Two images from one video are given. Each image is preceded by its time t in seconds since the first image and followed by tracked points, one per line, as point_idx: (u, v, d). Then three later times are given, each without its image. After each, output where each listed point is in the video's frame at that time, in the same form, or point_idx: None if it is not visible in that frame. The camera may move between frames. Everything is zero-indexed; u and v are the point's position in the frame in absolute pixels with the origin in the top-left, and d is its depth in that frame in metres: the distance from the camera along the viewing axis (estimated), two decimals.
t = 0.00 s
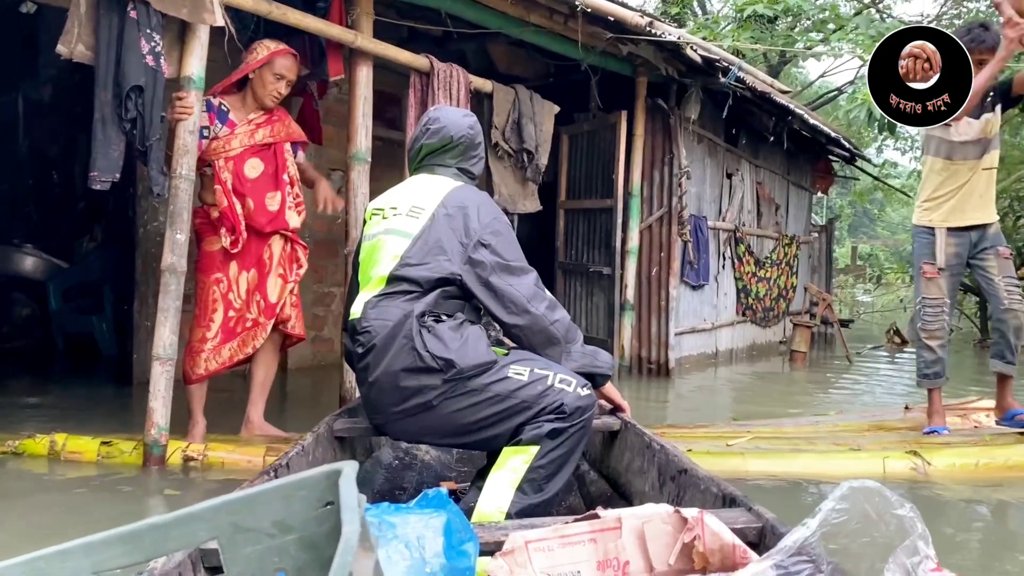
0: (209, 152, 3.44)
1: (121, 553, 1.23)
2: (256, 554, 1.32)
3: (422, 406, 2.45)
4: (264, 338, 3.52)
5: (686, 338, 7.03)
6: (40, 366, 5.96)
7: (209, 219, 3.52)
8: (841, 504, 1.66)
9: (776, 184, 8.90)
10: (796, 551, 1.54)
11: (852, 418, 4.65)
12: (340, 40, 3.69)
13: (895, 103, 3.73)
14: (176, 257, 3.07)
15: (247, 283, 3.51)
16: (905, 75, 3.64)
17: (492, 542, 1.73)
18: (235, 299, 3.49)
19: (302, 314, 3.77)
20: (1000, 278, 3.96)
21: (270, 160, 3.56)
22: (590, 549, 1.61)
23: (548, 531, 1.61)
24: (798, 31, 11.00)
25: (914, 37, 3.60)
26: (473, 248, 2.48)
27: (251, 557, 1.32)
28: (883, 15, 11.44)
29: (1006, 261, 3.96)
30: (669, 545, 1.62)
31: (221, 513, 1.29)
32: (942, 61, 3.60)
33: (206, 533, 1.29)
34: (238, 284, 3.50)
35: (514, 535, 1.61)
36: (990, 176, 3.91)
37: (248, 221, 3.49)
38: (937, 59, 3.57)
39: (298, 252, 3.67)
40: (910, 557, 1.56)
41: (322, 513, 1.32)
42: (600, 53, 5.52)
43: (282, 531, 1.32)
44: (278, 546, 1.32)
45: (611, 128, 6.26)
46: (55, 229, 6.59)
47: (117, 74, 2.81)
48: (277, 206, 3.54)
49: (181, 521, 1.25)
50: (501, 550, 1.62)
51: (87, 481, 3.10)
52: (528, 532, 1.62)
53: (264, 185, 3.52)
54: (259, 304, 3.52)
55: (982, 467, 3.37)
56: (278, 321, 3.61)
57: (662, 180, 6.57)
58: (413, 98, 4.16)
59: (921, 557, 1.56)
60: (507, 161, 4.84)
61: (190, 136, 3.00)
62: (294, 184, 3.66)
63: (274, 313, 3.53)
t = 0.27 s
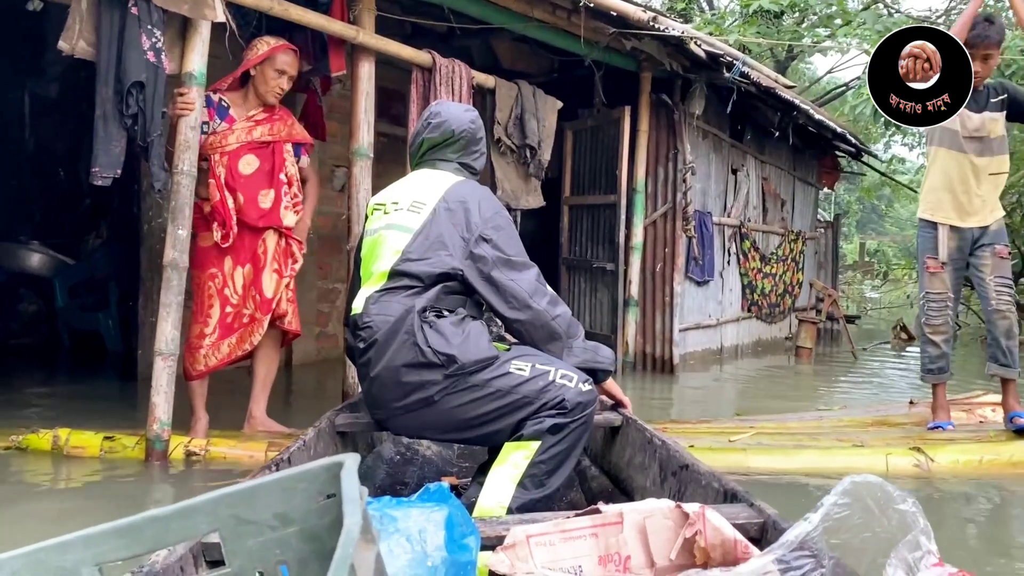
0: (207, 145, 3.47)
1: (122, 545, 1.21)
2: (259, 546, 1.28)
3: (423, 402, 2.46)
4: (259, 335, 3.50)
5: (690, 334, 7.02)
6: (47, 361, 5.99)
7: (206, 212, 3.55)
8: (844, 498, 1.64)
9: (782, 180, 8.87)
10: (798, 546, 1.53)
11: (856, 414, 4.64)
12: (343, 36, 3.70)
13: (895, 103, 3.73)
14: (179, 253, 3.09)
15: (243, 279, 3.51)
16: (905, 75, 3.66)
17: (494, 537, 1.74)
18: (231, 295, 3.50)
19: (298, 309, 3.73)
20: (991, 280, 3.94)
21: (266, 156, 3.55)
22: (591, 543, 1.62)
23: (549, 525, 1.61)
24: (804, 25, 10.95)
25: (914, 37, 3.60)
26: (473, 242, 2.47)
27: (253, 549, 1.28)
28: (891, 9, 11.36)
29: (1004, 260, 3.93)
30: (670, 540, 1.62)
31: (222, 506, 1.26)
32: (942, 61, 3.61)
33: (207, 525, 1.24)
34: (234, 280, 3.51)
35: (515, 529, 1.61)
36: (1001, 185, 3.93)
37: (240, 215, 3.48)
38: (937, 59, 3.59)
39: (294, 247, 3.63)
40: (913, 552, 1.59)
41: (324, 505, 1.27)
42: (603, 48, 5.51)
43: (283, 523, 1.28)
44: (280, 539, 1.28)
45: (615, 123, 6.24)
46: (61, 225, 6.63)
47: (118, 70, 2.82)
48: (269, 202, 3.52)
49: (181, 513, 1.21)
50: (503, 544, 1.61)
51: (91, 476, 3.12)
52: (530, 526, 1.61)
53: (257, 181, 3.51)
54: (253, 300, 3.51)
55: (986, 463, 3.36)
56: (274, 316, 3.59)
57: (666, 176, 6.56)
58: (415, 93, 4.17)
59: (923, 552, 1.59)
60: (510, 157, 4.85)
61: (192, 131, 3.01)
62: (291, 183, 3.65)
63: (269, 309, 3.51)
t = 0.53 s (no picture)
0: (205, 143, 3.49)
1: (122, 547, 1.20)
2: (257, 546, 1.29)
3: (424, 402, 2.47)
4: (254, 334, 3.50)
5: (696, 332, 7.01)
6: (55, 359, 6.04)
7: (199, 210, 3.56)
8: (841, 496, 1.63)
9: (788, 177, 8.84)
10: (796, 544, 1.53)
11: (860, 412, 4.63)
12: (346, 35, 3.71)
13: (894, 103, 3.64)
14: (181, 252, 3.12)
15: (236, 278, 3.52)
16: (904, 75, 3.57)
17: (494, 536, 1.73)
18: (224, 294, 3.51)
19: (293, 308, 3.75)
20: (1000, 279, 3.92)
21: (263, 156, 3.56)
22: (591, 543, 1.63)
23: (549, 525, 1.63)
24: (812, 21, 10.89)
25: (914, 37, 3.53)
26: (474, 241, 2.48)
27: (252, 550, 1.29)
28: (899, 4, 11.29)
29: (1013, 259, 3.90)
30: (670, 538, 1.62)
31: (220, 508, 1.26)
32: (942, 60, 3.55)
33: (205, 527, 1.25)
34: (227, 279, 3.52)
35: (515, 529, 1.63)
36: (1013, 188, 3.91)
37: (231, 214, 3.51)
38: (937, 59, 3.52)
39: (286, 246, 3.66)
40: (910, 550, 1.58)
41: (320, 506, 1.27)
42: (608, 46, 5.51)
43: (280, 524, 1.29)
44: (278, 539, 1.29)
45: (619, 121, 6.24)
46: (68, 224, 6.68)
47: (121, 69, 2.84)
48: (263, 201, 3.53)
49: (177, 515, 1.22)
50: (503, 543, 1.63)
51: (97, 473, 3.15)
52: (529, 526, 1.63)
53: (252, 179, 3.53)
54: (248, 299, 3.52)
55: (989, 463, 3.35)
56: (268, 314, 3.61)
57: (670, 174, 6.55)
58: (418, 92, 4.19)
59: (922, 550, 1.58)
60: (513, 155, 4.86)
61: (194, 130, 3.02)
62: (288, 182, 3.66)
63: (263, 308, 3.52)
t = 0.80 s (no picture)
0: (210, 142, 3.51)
1: (134, 543, 1.21)
2: (267, 543, 1.28)
3: (430, 400, 2.47)
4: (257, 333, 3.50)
5: (703, 331, 7.00)
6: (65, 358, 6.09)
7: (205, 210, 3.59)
8: (849, 496, 1.64)
9: (796, 175, 8.82)
10: (803, 543, 1.54)
11: (868, 411, 4.61)
12: (352, 35, 3.72)
13: (897, 103, 3.90)
14: (188, 251, 3.15)
15: (239, 277, 3.54)
16: (905, 75, 3.85)
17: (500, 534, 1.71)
18: (227, 294, 3.53)
19: (297, 308, 3.77)
20: (1012, 280, 3.86)
21: (267, 156, 3.58)
22: (597, 540, 1.63)
23: (555, 523, 1.63)
24: (820, 19, 10.86)
25: (915, 38, 3.78)
26: (475, 240, 2.47)
27: (262, 546, 1.28)
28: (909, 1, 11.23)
29: None
30: (675, 537, 1.63)
31: (232, 504, 1.26)
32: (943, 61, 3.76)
33: (217, 523, 1.25)
34: (230, 279, 3.54)
35: (521, 527, 1.62)
36: None
37: (235, 214, 3.53)
38: (937, 59, 3.75)
39: (290, 246, 3.66)
40: (917, 549, 1.57)
41: (331, 504, 1.26)
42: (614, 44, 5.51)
43: (291, 521, 1.28)
44: (289, 536, 1.28)
45: (626, 120, 6.23)
46: (78, 224, 6.73)
47: (128, 70, 2.85)
48: (267, 202, 3.55)
49: (190, 511, 1.22)
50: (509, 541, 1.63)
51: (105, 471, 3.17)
52: (536, 523, 1.63)
53: (256, 179, 3.55)
54: (252, 299, 3.53)
55: (997, 463, 3.33)
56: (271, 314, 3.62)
57: (677, 172, 6.54)
58: (424, 91, 4.20)
59: (928, 548, 1.57)
60: (519, 154, 4.86)
61: (201, 130, 3.04)
62: (292, 182, 3.67)
63: (268, 308, 3.54)
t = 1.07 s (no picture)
0: (220, 144, 3.54)
1: (141, 544, 1.19)
2: (277, 544, 1.25)
3: (434, 396, 2.47)
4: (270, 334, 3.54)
5: (712, 330, 6.99)
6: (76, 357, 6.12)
7: (216, 211, 3.63)
8: (854, 497, 1.64)
9: (805, 174, 8.79)
10: (809, 545, 1.53)
11: (876, 411, 4.60)
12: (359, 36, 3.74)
13: (896, 103, 4.91)
14: (196, 252, 3.17)
15: (250, 279, 3.56)
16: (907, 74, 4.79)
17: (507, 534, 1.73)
18: (238, 295, 3.55)
19: (308, 308, 3.78)
20: None
21: (278, 156, 3.60)
22: (602, 542, 1.63)
23: (561, 523, 1.62)
24: (830, 18, 10.82)
25: (914, 43, 4.69)
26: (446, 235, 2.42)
27: (271, 548, 1.25)
28: None
29: None
30: (681, 537, 1.62)
31: (240, 505, 1.22)
32: (936, 64, 4.67)
33: (225, 524, 1.21)
34: (241, 280, 3.56)
35: (527, 527, 1.62)
36: None
37: (247, 215, 3.55)
38: (932, 60, 4.65)
39: (301, 248, 3.69)
40: (921, 551, 1.54)
41: (340, 505, 1.23)
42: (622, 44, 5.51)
43: (300, 522, 1.24)
44: (298, 537, 1.24)
45: (634, 119, 6.23)
46: (89, 224, 6.78)
47: (135, 72, 2.89)
48: (277, 203, 3.57)
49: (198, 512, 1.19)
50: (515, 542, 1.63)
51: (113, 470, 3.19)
52: (541, 524, 1.63)
53: (267, 180, 3.57)
54: (263, 300, 3.56)
55: (1006, 465, 3.31)
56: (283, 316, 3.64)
57: (685, 172, 6.54)
58: (431, 91, 4.25)
59: (933, 551, 1.53)
60: (527, 155, 4.87)
61: (208, 131, 3.07)
62: (302, 182, 3.69)
63: (279, 309, 3.57)
